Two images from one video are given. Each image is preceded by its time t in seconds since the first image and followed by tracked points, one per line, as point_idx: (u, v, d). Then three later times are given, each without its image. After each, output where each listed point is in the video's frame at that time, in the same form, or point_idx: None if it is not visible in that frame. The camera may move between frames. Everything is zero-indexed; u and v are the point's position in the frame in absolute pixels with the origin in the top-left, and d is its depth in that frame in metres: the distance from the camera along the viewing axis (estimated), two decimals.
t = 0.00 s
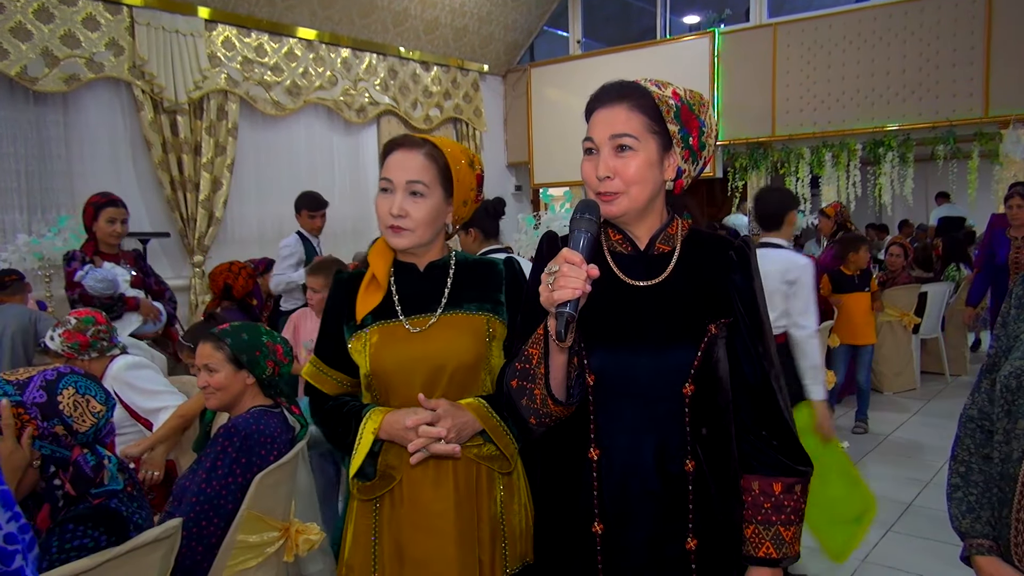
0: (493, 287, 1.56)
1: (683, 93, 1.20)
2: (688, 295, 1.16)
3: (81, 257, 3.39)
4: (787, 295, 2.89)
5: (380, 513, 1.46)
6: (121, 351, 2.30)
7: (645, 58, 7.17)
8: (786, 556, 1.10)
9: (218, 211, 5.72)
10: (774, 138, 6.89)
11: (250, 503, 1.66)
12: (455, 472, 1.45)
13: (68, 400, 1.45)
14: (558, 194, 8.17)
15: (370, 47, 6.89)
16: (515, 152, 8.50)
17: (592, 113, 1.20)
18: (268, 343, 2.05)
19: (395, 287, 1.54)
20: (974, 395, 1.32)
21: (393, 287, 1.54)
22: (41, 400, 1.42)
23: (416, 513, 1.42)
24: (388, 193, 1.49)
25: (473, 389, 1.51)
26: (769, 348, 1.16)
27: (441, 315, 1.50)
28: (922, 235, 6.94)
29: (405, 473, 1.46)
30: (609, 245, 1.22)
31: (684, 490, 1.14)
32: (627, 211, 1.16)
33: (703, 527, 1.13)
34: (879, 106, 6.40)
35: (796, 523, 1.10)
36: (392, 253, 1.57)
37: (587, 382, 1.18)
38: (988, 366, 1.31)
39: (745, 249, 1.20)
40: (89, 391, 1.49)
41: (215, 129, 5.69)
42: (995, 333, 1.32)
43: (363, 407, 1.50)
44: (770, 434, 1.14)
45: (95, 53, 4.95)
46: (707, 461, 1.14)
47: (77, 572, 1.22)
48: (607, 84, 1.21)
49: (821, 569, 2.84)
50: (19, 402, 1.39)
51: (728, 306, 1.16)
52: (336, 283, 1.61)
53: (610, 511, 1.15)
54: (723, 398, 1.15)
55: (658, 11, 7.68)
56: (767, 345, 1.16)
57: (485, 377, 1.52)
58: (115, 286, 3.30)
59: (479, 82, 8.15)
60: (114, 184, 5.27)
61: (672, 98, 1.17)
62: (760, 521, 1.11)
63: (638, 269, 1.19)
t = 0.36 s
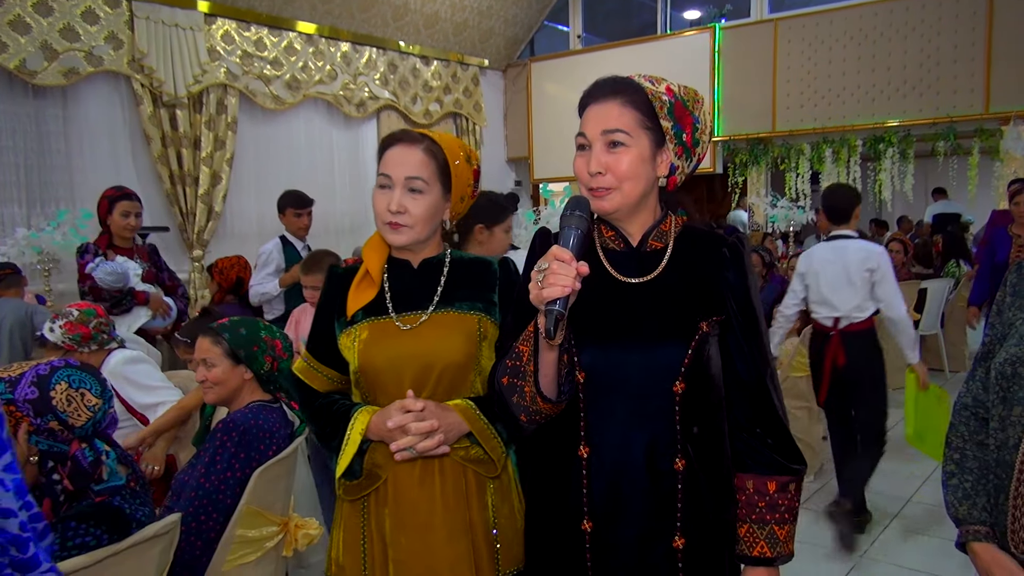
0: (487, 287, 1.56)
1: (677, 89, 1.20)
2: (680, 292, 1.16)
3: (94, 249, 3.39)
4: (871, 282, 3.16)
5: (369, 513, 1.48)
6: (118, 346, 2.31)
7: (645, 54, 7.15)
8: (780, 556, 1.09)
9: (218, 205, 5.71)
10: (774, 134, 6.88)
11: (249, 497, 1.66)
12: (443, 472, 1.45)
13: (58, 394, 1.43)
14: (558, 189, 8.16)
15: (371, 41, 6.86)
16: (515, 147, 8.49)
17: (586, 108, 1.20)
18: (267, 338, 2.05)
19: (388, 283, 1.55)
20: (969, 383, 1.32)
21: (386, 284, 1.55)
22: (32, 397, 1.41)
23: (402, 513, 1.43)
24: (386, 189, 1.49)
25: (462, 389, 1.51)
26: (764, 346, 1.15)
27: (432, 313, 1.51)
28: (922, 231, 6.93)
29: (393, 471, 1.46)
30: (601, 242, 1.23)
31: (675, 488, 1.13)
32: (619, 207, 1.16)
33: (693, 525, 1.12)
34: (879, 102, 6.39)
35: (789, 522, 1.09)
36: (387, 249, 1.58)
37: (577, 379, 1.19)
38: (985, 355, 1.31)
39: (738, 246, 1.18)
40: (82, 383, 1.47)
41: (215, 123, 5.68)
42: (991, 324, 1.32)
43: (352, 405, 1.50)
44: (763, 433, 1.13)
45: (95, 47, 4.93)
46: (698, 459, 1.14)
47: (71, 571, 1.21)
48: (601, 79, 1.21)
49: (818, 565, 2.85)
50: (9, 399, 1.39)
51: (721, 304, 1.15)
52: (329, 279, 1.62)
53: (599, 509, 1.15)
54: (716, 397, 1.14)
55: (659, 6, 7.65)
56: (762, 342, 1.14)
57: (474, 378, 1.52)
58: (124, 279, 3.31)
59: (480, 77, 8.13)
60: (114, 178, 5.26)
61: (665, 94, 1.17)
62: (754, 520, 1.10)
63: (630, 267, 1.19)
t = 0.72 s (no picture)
0: (444, 287, 1.54)
1: (670, 88, 1.20)
2: (677, 292, 1.16)
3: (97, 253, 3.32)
4: (926, 281, 3.49)
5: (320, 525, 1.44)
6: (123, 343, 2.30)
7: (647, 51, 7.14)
8: (780, 556, 1.09)
9: (219, 203, 5.72)
10: (776, 132, 6.87)
11: (249, 495, 1.66)
12: (399, 480, 1.43)
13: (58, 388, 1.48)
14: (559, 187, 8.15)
15: (372, 39, 6.86)
16: (516, 145, 8.49)
17: (580, 107, 1.20)
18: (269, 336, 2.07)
19: (342, 284, 1.50)
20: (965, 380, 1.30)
21: (340, 284, 1.51)
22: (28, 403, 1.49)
23: (353, 524, 1.41)
24: (343, 188, 1.46)
25: (416, 394, 1.49)
26: (762, 345, 1.16)
27: (388, 314, 1.47)
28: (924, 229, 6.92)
29: (348, 479, 1.43)
30: (599, 242, 1.23)
31: (673, 491, 1.13)
32: (618, 206, 1.16)
33: (690, 527, 1.13)
34: (881, 100, 6.39)
35: (790, 522, 1.10)
36: (341, 247, 1.55)
37: (574, 381, 1.18)
38: (979, 354, 1.30)
39: (736, 244, 1.19)
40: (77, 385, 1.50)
41: (216, 120, 5.68)
42: (984, 322, 1.32)
43: (302, 412, 1.44)
44: (761, 431, 1.14)
45: (96, 44, 4.93)
46: (698, 461, 1.14)
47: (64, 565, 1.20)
48: (593, 80, 1.21)
49: (818, 563, 2.85)
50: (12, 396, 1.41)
51: (718, 304, 1.16)
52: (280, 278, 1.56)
53: (598, 512, 1.14)
54: (716, 398, 1.14)
55: (660, 4, 7.63)
56: (759, 341, 1.15)
57: (430, 382, 1.50)
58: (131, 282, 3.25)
59: (480, 74, 8.13)
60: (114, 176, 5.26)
61: (659, 92, 1.17)
62: (754, 520, 1.11)
63: (628, 267, 1.19)
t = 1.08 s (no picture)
0: (412, 288, 1.51)
1: (702, 80, 1.19)
2: (710, 284, 1.16)
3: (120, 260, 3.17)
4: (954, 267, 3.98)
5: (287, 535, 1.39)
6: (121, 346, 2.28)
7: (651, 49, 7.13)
8: (821, 552, 1.09)
9: (222, 202, 5.73)
10: (779, 129, 6.87)
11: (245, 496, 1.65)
12: (368, 486, 1.40)
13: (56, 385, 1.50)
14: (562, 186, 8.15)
15: (374, 37, 6.87)
16: (519, 144, 8.49)
17: (612, 97, 1.20)
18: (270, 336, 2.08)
19: (306, 287, 1.46)
20: (965, 376, 1.28)
21: (304, 287, 1.47)
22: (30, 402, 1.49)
23: (321, 533, 1.37)
24: (315, 189, 1.41)
25: (387, 397, 1.45)
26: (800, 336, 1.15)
27: (355, 316, 1.43)
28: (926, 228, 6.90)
29: (315, 488, 1.39)
30: (631, 232, 1.22)
31: (708, 485, 1.14)
32: (649, 193, 1.16)
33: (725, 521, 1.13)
34: (884, 97, 6.38)
35: (830, 517, 1.10)
36: (306, 248, 1.50)
37: (610, 374, 1.17)
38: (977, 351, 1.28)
39: (771, 233, 1.18)
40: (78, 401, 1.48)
41: (219, 119, 5.70)
42: (983, 320, 1.30)
43: (275, 415, 1.39)
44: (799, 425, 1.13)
45: (99, 43, 4.94)
46: (734, 454, 1.14)
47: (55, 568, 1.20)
48: (626, 69, 1.21)
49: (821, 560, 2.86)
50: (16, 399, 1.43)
51: (755, 295, 1.16)
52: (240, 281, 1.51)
53: (631, 507, 1.15)
54: (752, 389, 1.14)
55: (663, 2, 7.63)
56: (797, 332, 1.14)
57: (399, 385, 1.46)
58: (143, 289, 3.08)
59: (483, 73, 8.13)
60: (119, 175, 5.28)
61: (691, 83, 1.17)
62: (792, 515, 1.11)
63: (661, 257, 1.19)
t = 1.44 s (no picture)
0: (416, 280, 1.52)
1: (741, 76, 1.19)
2: (745, 286, 1.15)
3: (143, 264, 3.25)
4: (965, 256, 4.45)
5: (294, 528, 1.39)
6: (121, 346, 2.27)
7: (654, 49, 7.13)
8: (853, 554, 1.13)
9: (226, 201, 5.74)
10: (781, 129, 6.88)
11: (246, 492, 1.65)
12: (375, 479, 1.41)
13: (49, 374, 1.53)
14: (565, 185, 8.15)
15: (378, 37, 6.88)
16: (522, 143, 8.51)
17: (648, 93, 1.19)
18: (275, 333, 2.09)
19: (311, 282, 1.46)
20: (959, 373, 1.25)
21: (309, 281, 1.47)
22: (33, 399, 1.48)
23: (329, 527, 1.37)
24: (322, 185, 1.42)
25: (393, 389, 1.46)
26: (834, 340, 1.17)
27: (360, 309, 1.44)
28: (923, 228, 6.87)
29: (323, 481, 1.39)
30: (665, 232, 1.22)
31: (740, 488, 1.12)
32: (688, 191, 1.15)
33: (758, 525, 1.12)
34: (887, 97, 6.37)
35: (862, 520, 1.13)
36: (311, 241, 1.50)
37: (643, 377, 1.16)
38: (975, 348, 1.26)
39: (807, 237, 1.19)
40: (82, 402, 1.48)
41: (222, 119, 5.72)
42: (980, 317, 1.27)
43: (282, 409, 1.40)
44: (834, 428, 1.16)
45: (103, 43, 4.95)
46: (766, 459, 1.13)
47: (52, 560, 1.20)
48: (662, 66, 1.21)
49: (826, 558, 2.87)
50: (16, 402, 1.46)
51: (791, 298, 1.16)
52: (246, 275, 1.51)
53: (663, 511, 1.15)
54: (785, 393, 1.15)
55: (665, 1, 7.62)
56: (833, 337, 1.16)
57: (405, 377, 1.47)
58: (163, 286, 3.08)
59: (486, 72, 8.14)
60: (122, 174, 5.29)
61: (730, 80, 1.17)
62: (826, 519, 1.13)
63: (696, 259, 1.18)
